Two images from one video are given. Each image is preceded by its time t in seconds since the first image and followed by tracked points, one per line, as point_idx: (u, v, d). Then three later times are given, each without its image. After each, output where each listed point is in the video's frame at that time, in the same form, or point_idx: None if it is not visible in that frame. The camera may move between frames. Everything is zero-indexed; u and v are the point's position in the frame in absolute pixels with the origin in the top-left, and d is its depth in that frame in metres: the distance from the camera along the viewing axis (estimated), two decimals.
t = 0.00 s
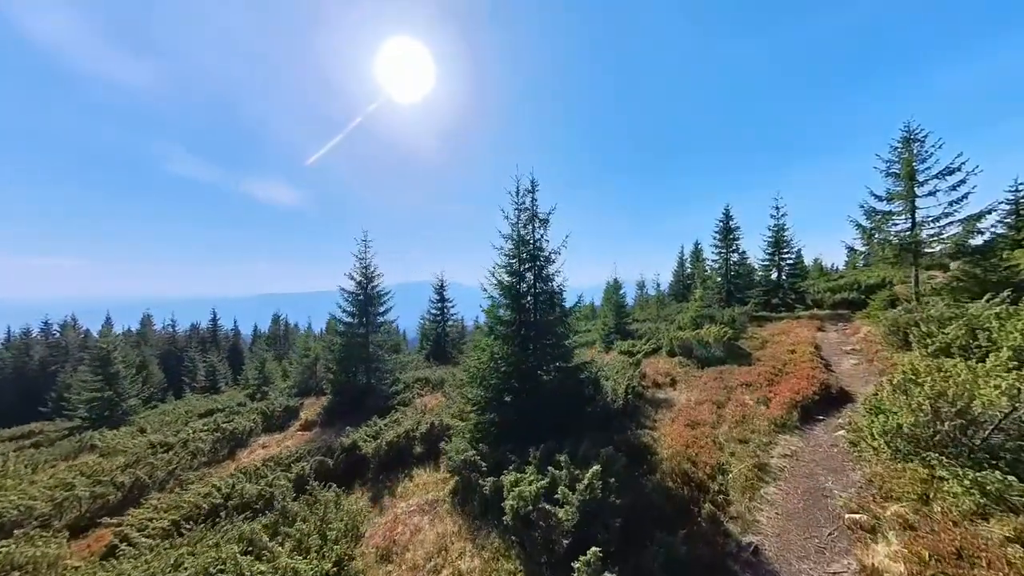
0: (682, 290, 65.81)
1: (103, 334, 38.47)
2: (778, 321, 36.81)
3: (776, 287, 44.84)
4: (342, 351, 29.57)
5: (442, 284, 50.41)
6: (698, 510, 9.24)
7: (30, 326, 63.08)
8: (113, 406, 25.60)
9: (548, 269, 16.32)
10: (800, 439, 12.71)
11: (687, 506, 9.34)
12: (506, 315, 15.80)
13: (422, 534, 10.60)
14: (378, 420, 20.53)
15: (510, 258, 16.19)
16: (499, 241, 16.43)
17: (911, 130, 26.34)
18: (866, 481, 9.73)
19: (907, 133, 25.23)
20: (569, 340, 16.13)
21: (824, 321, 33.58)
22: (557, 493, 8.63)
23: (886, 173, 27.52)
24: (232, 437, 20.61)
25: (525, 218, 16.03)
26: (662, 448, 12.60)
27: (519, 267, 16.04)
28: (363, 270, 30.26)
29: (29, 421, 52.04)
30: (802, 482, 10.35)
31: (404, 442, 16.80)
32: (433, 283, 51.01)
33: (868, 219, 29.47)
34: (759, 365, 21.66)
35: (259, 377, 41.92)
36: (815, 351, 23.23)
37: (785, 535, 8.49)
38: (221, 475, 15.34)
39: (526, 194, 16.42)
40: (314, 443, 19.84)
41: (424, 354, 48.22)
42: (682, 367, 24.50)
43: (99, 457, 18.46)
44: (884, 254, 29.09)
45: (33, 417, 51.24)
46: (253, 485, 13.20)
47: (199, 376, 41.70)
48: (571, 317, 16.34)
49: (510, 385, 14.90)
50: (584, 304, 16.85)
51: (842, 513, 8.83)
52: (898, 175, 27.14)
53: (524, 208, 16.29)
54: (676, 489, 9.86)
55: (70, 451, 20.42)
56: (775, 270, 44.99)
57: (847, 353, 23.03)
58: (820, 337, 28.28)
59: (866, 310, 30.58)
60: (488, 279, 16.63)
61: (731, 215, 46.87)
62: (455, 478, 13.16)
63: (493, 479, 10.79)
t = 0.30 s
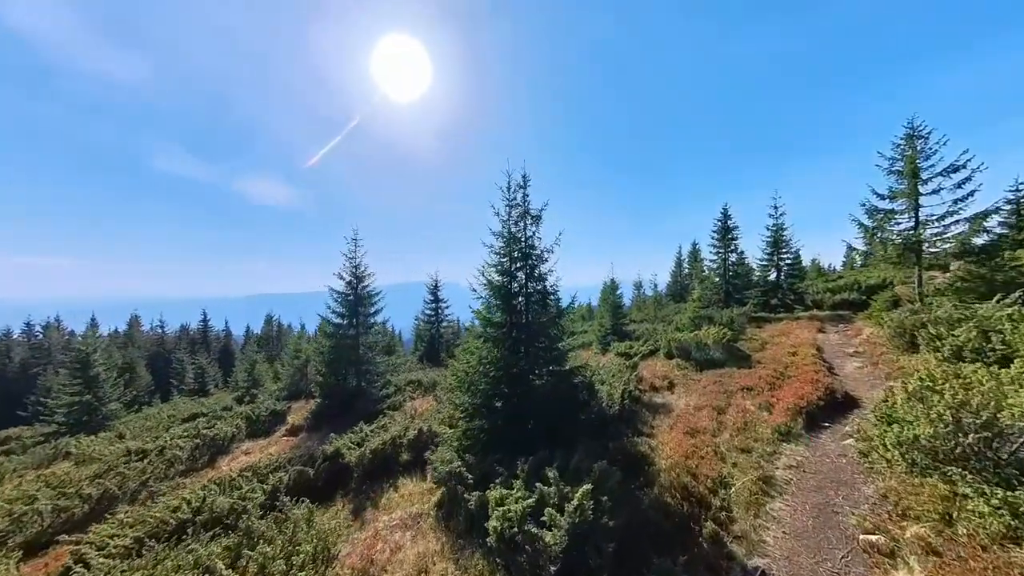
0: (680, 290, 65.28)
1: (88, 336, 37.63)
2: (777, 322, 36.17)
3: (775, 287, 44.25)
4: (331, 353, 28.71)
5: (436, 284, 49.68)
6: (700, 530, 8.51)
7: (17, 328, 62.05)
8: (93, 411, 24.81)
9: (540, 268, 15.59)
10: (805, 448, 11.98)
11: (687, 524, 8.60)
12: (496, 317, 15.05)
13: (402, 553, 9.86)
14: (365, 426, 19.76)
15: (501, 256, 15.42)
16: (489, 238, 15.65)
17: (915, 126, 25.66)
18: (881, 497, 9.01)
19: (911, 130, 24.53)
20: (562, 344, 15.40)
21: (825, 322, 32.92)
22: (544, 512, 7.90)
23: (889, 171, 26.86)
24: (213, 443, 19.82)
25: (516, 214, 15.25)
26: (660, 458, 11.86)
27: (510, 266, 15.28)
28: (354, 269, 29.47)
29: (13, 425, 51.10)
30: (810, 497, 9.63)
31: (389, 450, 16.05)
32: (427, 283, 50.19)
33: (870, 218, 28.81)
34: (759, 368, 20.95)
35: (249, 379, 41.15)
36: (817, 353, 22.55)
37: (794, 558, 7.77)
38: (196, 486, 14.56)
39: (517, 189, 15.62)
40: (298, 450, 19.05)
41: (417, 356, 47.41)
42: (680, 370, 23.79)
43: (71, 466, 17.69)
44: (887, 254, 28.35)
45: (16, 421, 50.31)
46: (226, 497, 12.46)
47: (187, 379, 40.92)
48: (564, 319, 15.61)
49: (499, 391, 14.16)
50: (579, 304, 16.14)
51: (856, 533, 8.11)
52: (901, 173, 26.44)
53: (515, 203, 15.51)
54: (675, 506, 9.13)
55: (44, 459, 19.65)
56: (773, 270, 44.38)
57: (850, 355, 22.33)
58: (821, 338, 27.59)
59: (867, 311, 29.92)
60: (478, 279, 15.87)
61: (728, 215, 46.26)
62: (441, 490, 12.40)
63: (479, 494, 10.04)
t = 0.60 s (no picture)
0: (677, 290, 64.54)
1: (70, 339, 36.67)
2: (776, 324, 35.43)
3: (773, 287, 43.52)
4: (318, 356, 27.82)
5: (429, 284, 48.79)
6: (699, 556, 7.72)
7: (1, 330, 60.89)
8: (68, 417, 23.91)
9: (529, 267, 14.83)
10: (811, 461, 11.19)
11: (686, 552, 7.82)
12: (482, 319, 14.26)
13: None
14: (348, 432, 18.91)
15: (488, 255, 14.61)
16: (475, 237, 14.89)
17: (918, 122, 24.97)
18: (897, 518, 8.23)
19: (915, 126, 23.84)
20: (552, 348, 14.62)
21: (825, 324, 32.18)
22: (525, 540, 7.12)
23: (891, 168, 26.15)
24: (189, 451, 18.95)
25: (504, 211, 14.47)
26: (656, 472, 11.08)
27: (498, 266, 14.49)
28: (342, 268, 28.61)
29: None
30: (819, 517, 8.84)
31: (373, 459, 15.16)
32: (420, 283, 49.26)
33: (871, 217, 28.09)
34: (759, 372, 20.17)
35: (237, 382, 40.22)
36: (818, 356, 21.80)
37: None
38: (164, 499, 13.74)
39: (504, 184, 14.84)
40: (277, 459, 18.19)
41: (410, 357, 46.51)
42: (677, 374, 23.00)
43: (37, 476, 16.84)
44: (889, 254, 27.59)
45: None
46: (191, 514, 11.66)
47: (173, 382, 39.99)
48: (555, 322, 14.84)
49: (486, 398, 13.36)
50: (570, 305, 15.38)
51: (872, 562, 7.33)
52: (904, 170, 25.71)
53: (503, 200, 14.73)
54: (672, 529, 8.35)
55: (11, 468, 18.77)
56: (771, 270, 43.65)
57: (853, 359, 21.56)
58: (822, 341, 26.82)
59: (869, 313, 29.18)
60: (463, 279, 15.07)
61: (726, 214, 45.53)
62: (422, 505, 11.58)
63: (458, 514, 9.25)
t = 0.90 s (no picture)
0: (673, 291, 64.09)
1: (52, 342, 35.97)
2: (772, 326, 34.94)
3: (769, 288, 43.04)
4: (303, 358, 27.19)
5: (421, 285, 48.18)
6: None
7: None
8: (43, 424, 23.26)
9: (513, 270, 14.26)
10: (805, 475, 10.63)
11: None
12: (464, 324, 13.69)
13: None
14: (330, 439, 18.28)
15: (470, 257, 14.03)
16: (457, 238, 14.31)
17: (915, 121, 24.48)
18: (898, 542, 7.64)
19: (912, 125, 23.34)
20: (537, 355, 14.07)
21: (821, 326, 31.68)
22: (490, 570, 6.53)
23: (889, 168, 25.65)
24: (164, 460, 18.29)
25: (487, 212, 13.92)
26: (642, 487, 10.51)
27: (481, 268, 13.90)
28: (329, 269, 27.98)
29: None
30: (813, 539, 8.24)
31: (353, 467, 14.46)
32: (412, 283, 48.63)
33: (868, 218, 27.60)
34: (753, 377, 19.62)
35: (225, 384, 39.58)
36: (814, 360, 21.28)
37: None
38: (129, 512, 13.12)
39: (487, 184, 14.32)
40: (255, 467, 17.56)
41: (401, 359, 45.88)
42: (670, 378, 22.45)
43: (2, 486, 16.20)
44: (886, 255, 27.08)
45: None
46: (151, 532, 11.06)
47: (158, 385, 39.31)
48: (540, 327, 14.30)
49: (466, 407, 12.79)
50: (557, 310, 14.80)
51: None
52: (901, 170, 25.22)
53: (487, 200, 14.18)
54: (657, 559, 7.77)
55: None
56: (767, 271, 43.17)
57: (849, 363, 21.02)
58: (818, 344, 26.30)
59: (866, 315, 28.67)
60: (445, 282, 14.49)
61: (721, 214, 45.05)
62: (395, 521, 10.95)
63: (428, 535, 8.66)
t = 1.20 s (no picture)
0: (669, 291, 63.47)
1: (33, 344, 35.15)
2: (768, 326, 34.30)
3: (766, 288, 42.40)
4: (288, 359, 26.36)
5: (413, 285, 47.43)
6: None
7: None
8: (14, 429, 22.47)
9: (496, 266, 13.54)
10: (805, 484, 9.91)
11: None
12: (444, 324, 12.94)
13: None
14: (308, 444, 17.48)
15: (452, 253, 13.29)
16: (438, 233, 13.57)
17: (916, 116, 23.86)
18: (909, 563, 6.95)
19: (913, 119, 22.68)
20: (522, 357, 13.31)
21: (819, 326, 31.05)
22: None
23: (889, 164, 25.02)
24: (135, 467, 17.54)
25: (470, 205, 13.18)
26: (631, 499, 9.80)
27: (463, 265, 13.15)
28: (314, 268, 27.16)
29: None
30: (815, 558, 7.54)
31: (330, 476, 13.64)
32: (403, 283, 47.79)
33: (868, 215, 26.95)
34: (750, 379, 18.90)
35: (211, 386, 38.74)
36: (813, 361, 20.60)
37: None
38: (87, 525, 12.38)
39: (470, 176, 13.56)
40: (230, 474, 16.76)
41: (393, 360, 45.12)
42: (664, 381, 21.75)
43: None
44: (886, 254, 26.44)
45: None
46: (103, 548, 10.32)
47: (143, 387, 38.48)
48: (524, 328, 13.54)
49: (445, 413, 12.03)
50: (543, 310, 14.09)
51: None
52: (902, 166, 24.58)
53: (470, 193, 13.43)
54: None
55: None
56: (764, 271, 42.53)
57: (849, 364, 20.33)
58: (816, 344, 25.61)
59: (865, 315, 28.03)
60: (425, 279, 13.75)
61: (718, 213, 44.38)
62: (365, 536, 10.21)
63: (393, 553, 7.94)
